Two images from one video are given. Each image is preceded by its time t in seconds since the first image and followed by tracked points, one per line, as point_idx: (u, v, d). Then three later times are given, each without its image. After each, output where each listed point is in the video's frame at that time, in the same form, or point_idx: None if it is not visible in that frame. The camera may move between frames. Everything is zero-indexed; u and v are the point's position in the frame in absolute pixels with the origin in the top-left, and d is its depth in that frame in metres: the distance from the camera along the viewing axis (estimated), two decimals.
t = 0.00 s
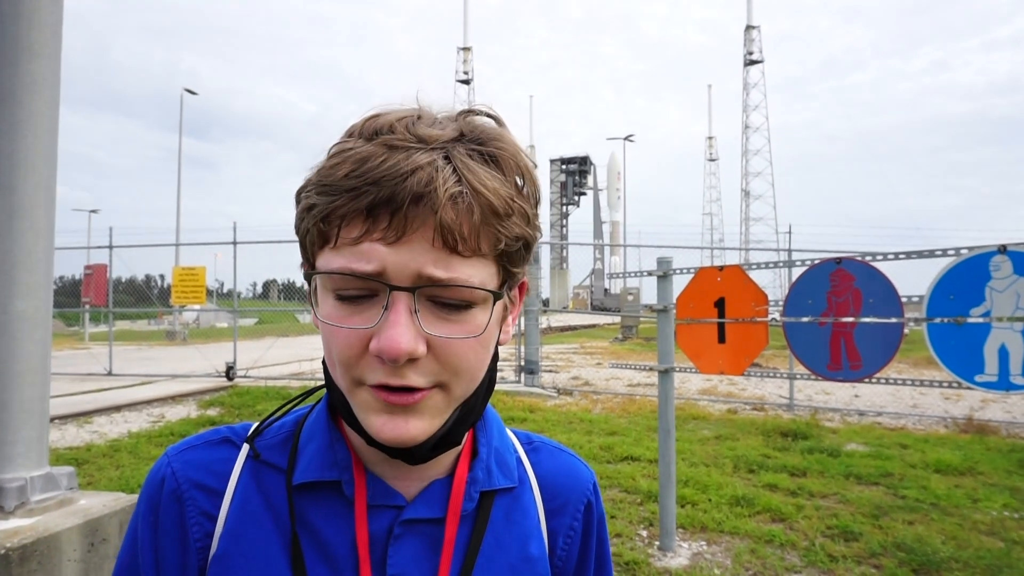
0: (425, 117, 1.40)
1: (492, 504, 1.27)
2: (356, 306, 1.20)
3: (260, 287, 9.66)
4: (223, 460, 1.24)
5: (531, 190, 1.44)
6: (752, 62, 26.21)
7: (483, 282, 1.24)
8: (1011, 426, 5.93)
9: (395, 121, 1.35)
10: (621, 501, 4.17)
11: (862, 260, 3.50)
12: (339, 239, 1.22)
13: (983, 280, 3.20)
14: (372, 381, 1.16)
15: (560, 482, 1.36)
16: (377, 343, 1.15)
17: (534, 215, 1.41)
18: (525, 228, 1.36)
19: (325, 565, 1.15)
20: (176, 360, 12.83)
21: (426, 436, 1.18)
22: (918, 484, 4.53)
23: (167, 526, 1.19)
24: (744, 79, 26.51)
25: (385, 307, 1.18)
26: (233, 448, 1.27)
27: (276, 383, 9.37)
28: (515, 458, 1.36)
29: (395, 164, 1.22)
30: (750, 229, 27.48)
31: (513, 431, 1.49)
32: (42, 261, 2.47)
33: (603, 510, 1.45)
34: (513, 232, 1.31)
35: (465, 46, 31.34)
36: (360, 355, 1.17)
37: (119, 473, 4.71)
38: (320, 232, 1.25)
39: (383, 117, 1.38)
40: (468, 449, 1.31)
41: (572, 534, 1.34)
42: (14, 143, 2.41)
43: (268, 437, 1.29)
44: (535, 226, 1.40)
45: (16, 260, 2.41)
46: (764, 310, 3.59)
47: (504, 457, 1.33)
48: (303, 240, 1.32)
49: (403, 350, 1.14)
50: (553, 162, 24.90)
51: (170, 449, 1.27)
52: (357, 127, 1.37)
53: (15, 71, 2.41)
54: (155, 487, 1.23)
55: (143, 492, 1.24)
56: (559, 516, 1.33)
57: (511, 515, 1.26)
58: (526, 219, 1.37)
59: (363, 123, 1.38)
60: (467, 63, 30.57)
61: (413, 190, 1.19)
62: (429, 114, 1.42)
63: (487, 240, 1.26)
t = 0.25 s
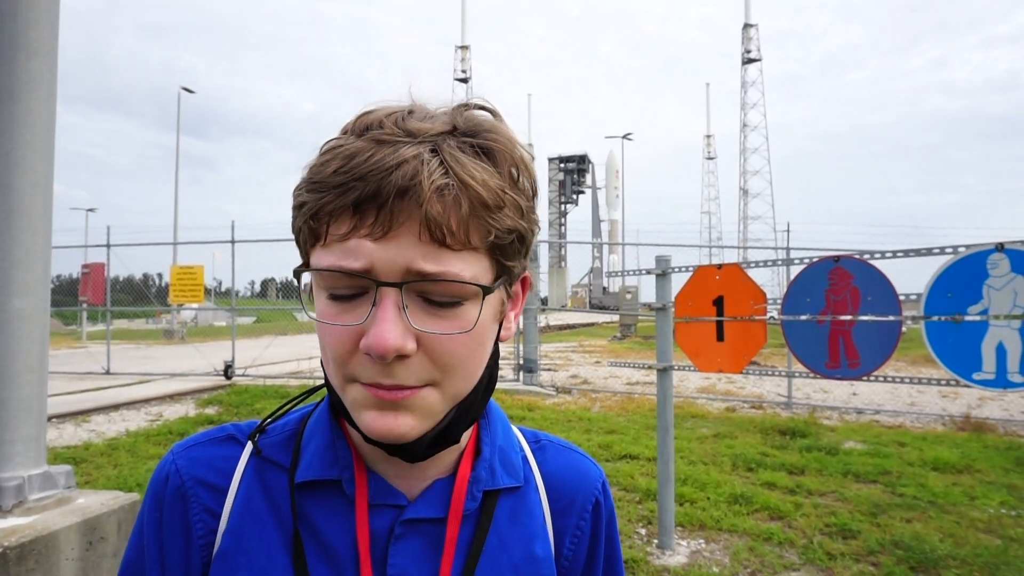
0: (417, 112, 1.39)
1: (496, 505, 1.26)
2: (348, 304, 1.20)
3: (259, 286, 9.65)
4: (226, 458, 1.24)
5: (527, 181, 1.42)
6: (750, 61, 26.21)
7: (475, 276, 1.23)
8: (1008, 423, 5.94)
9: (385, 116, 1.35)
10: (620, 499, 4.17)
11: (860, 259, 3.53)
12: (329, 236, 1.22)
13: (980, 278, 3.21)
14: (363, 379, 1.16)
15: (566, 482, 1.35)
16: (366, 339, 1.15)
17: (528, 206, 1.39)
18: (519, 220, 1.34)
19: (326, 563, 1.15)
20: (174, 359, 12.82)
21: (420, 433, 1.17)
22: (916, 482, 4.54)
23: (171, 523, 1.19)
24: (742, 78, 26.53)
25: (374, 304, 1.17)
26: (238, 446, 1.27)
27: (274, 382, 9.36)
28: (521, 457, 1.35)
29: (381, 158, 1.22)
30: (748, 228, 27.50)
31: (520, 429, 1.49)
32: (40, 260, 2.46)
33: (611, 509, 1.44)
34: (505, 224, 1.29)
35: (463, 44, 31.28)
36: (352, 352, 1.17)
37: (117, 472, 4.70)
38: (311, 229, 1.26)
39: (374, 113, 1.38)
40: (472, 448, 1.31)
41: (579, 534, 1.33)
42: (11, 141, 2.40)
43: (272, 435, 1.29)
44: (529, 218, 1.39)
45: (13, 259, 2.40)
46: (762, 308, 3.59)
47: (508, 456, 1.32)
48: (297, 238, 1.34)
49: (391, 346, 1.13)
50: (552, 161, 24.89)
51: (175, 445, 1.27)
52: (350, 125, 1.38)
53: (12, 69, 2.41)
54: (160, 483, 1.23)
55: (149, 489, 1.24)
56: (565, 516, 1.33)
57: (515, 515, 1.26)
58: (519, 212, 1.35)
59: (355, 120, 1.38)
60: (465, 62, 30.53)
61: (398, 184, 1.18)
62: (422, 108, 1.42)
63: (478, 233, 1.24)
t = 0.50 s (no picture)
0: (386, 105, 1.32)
1: (500, 507, 1.22)
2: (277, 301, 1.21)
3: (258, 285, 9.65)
4: (235, 454, 1.24)
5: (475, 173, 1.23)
6: (749, 59, 26.21)
7: (371, 276, 1.11)
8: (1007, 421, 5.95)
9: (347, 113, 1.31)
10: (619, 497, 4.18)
11: (858, 256, 3.52)
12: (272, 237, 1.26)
13: (979, 275, 3.22)
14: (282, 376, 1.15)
15: (575, 487, 1.31)
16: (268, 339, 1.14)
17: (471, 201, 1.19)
18: (448, 216, 1.16)
19: (327, 560, 1.14)
20: (173, 358, 12.82)
21: (329, 435, 1.12)
22: (914, 479, 4.54)
23: (179, 517, 1.19)
24: (741, 76, 26.53)
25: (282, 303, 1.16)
26: (248, 443, 1.27)
27: (274, 381, 9.36)
28: (529, 459, 1.31)
29: (294, 159, 1.20)
30: (747, 226, 27.52)
31: (532, 430, 1.44)
32: (38, 259, 2.46)
33: (623, 516, 1.39)
34: (415, 220, 1.13)
35: (462, 43, 31.27)
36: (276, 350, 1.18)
37: (116, 471, 4.70)
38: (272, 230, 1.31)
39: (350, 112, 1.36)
40: (476, 448, 1.29)
41: (587, 540, 1.29)
42: (9, 140, 2.39)
43: (280, 432, 1.29)
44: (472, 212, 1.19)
45: (12, 258, 2.40)
46: (761, 306, 3.59)
47: (514, 457, 1.28)
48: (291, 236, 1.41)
49: (278, 347, 1.10)
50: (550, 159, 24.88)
51: (187, 440, 1.27)
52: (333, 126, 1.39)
53: (9, 68, 2.40)
54: (171, 477, 1.23)
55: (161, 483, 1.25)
56: (574, 521, 1.29)
57: (521, 518, 1.21)
58: (451, 206, 1.17)
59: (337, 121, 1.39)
60: (463, 60, 30.50)
61: (291, 185, 1.15)
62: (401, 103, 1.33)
63: (376, 231, 1.12)
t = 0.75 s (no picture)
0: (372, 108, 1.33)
1: (497, 505, 1.21)
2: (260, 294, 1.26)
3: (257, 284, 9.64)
4: (239, 451, 1.25)
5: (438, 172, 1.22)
6: (748, 57, 26.18)
7: (328, 271, 1.13)
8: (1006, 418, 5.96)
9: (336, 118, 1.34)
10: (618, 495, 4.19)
11: (857, 255, 3.54)
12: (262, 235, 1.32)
13: (977, 273, 3.22)
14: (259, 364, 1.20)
15: (575, 487, 1.29)
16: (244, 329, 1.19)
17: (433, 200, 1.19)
18: (406, 214, 1.16)
19: (325, 555, 1.15)
20: (172, 357, 12.81)
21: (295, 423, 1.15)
22: (913, 477, 4.55)
23: (184, 511, 1.21)
24: (740, 74, 26.53)
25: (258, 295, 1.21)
26: (251, 441, 1.28)
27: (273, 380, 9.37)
28: (528, 458, 1.29)
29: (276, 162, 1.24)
30: (746, 225, 27.52)
31: (534, 428, 1.41)
32: (37, 258, 2.46)
33: (625, 517, 1.36)
34: (368, 216, 1.14)
35: (461, 41, 31.24)
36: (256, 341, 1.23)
37: (115, 470, 4.70)
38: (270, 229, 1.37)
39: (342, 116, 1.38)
40: (471, 446, 1.27)
41: (587, 541, 1.27)
42: (7, 139, 2.39)
43: (283, 430, 1.29)
44: (430, 211, 1.18)
45: (10, 257, 2.40)
46: (760, 304, 3.59)
47: (512, 455, 1.26)
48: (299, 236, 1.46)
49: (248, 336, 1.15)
50: (550, 158, 24.87)
51: (194, 437, 1.29)
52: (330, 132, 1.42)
53: (7, 67, 2.40)
54: (177, 472, 1.25)
55: (169, 478, 1.27)
56: (572, 522, 1.27)
57: (517, 517, 1.21)
58: (411, 205, 1.16)
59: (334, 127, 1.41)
60: (462, 58, 30.49)
61: (261, 184, 1.20)
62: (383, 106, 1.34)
63: (330, 229, 1.14)
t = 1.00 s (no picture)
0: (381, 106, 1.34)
1: (499, 494, 1.21)
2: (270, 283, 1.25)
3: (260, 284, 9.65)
4: (243, 449, 1.25)
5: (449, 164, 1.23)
6: (750, 56, 26.12)
7: (342, 256, 1.13)
8: (1010, 417, 5.94)
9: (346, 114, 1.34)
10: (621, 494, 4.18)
11: (860, 253, 3.52)
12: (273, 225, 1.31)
13: (981, 270, 3.21)
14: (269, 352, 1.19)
15: (574, 475, 1.28)
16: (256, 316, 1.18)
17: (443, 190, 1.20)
18: (416, 203, 1.17)
19: (332, 548, 1.15)
20: (175, 357, 12.83)
21: (306, 411, 1.14)
22: (917, 475, 4.54)
23: (190, 510, 1.21)
24: (742, 72, 26.47)
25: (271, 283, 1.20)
26: (255, 439, 1.28)
27: (276, 380, 9.38)
28: (527, 448, 1.28)
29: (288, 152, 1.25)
30: (749, 223, 27.48)
31: (532, 421, 1.41)
32: (39, 259, 2.46)
33: (623, 506, 1.35)
34: (380, 203, 1.14)
35: (463, 41, 31.23)
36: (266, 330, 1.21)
37: (119, 470, 4.71)
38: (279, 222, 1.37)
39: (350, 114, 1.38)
40: (471, 436, 1.27)
41: (587, 529, 1.26)
42: (9, 140, 2.39)
43: (287, 428, 1.30)
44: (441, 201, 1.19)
45: (13, 258, 2.40)
46: (763, 303, 3.58)
47: (511, 445, 1.26)
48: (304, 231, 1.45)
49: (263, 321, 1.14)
50: (552, 157, 24.85)
51: (199, 437, 1.29)
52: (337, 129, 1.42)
53: (9, 68, 2.40)
54: (182, 472, 1.25)
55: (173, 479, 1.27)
56: (571, 511, 1.26)
57: (519, 506, 1.20)
58: (422, 197, 1.17)
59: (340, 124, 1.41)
60: (464, 58, 30.47)
61: (277, 173, 1.20)
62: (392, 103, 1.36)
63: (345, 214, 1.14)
